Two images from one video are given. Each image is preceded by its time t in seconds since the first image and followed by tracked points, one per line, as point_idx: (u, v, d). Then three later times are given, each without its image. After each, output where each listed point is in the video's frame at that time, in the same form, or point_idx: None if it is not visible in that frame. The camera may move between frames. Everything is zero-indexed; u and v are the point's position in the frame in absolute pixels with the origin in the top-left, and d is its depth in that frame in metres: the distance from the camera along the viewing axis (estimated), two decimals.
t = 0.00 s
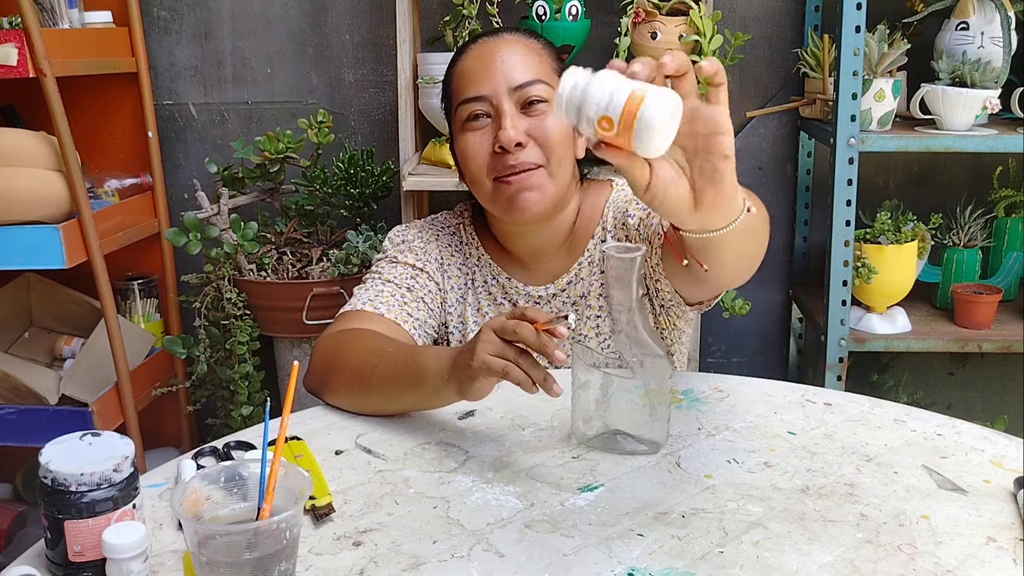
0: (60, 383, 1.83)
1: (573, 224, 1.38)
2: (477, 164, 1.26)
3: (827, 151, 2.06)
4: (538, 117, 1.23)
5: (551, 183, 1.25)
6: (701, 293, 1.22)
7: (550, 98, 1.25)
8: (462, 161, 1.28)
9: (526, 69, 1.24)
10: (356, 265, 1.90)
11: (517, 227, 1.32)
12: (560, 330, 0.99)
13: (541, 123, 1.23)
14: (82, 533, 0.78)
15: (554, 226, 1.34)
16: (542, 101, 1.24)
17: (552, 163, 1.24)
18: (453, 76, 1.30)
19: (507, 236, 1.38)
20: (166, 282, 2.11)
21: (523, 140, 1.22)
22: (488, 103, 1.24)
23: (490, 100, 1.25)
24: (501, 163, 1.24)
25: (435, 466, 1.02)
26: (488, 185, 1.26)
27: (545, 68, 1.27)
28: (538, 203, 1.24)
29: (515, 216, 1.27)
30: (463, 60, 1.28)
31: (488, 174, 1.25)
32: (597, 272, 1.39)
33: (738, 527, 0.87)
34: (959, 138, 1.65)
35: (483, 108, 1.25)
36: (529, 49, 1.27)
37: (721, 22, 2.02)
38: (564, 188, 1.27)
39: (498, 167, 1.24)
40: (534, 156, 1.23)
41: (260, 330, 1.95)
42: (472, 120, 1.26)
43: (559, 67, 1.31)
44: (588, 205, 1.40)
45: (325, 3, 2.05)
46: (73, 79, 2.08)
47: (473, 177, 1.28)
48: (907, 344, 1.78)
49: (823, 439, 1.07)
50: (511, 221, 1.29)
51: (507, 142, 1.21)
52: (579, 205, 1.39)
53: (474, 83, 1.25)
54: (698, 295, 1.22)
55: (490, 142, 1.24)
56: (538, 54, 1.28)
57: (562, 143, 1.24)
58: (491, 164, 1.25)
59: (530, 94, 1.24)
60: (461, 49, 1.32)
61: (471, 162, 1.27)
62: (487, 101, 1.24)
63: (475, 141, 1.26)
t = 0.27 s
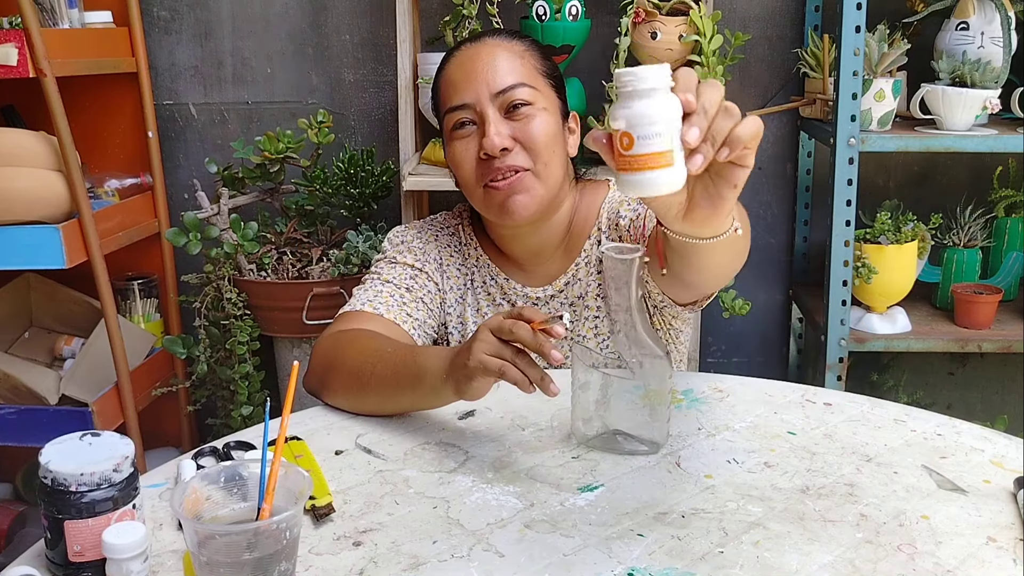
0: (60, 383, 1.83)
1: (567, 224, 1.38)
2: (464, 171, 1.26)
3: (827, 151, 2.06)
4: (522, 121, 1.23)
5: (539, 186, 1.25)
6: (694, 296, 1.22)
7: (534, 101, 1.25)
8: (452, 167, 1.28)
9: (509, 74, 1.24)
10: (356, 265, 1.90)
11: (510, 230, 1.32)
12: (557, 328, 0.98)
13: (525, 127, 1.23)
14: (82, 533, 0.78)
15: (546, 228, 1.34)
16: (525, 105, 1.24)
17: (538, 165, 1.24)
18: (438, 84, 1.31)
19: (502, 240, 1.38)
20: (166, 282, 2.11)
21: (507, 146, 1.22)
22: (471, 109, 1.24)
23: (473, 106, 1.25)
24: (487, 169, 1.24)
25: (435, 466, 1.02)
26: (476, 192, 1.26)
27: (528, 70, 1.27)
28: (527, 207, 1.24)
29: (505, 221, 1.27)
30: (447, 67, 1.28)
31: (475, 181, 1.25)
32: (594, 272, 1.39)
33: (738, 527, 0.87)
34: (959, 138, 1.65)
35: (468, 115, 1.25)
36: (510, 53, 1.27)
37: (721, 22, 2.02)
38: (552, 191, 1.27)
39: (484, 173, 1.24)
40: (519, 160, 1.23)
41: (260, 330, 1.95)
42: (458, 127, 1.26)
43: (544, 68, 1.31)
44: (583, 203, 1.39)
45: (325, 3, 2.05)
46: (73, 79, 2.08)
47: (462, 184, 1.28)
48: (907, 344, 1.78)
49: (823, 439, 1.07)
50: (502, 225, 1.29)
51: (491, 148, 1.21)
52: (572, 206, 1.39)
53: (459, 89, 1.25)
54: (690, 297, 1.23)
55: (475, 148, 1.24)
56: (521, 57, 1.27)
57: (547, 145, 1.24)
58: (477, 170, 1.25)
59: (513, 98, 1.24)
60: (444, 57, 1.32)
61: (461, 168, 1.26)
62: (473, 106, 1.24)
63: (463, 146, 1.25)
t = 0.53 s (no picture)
0: (60, 383, 1.83)
1: (565, 225, 1.37)
2: (459, 173, 1.26)
3: (827, 151, 2.06)
4: (517, 123, 1.23)
5: (534, 188, 1.25)
6: (693, 292, 1.22)
7: (529, 102, 1.24)
8: (448, 169, 1.28)
9: (504, 75, 1.24)
10: (356, 265, 1.90)
11: (508, 231, 1.32)
12: (558, 327, 0.99)
13: (520, 129, 1.23)
14: (82, 533, 0.78)
15: (544, 229, 1.34)
16: (520, 107, 1.24)
17: (534, 167, 1.24)
18: (435, 85, 1.30)
19: (501, 241, 1.38)
20: (166, 282, 2.11)
21: (502, 148, 1.22)
22: (467, 112, 1.24)
23: (468, 108, 1.24)
24: (482, 171, 1.24)
25: (435, 466, 1.02)
26: (471, 193, 1.26)
27: (524, 72, 1.27)
28: (522, 209, 1.24)
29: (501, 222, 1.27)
30: (443, 69, 1.28)
31: (471, 183, 1.26)
32: (593, 272, 1.39)
33: (738, 527, 0.87)
34: (959, 138, 1.65)
35: (463, 118, 1.25)
36: (507, 54, 1.26)
37: (721, 22, 2.02)
38: (548, 193, 1.27)
39: (479, 175, 1.24)
40: (514, 162, 1.23)
41: (260, 330, 1.95)
42: (454, 128, 1.26)
43: (541, 69, 1.31)
44: (582, 204, 1.39)
45: (325, 3, 2.05)
46: (73, 79, 2.08)
47: (458, 186, 1.28)
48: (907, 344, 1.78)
49: (823, 439, 1.07)
50: (498, 226, 1.29)
51: (485, 151, 1.22)
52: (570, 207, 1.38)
53: (454, 91, 1.25)
54: (688, 294, 1.23)
55: (470, 150, 1.24)
56: (517, 58, 1.27)
57: (542, 147, 1.24)
58: (473, 172, 1.25)
59: (508, 100, 1.23)
60: (441, 58, 1.31)
61: (456, 169, 1.27)
62: (468, 108, 1.24)
63: (458, 148, 1.25)
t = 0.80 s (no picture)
0: (60, 383, 1.83)
1: (563, 227, 1.37)
2: (456, 174, 1.26)
3: (827, 151, 2.06)
4: (514, 126, 1.23)
5: (530, 192, 1.25)
6: (691, 294, 1.22)
7: (528, 105, 1.24)
8: (446, 170, 1.28)
9: (503, 77, 1.24)
10: (356, 264, 1.90)
11: (505, 233, 1.33)
12: (559, 328, 0.99)
13: (517, 132, 1.23)
14: (82, 534, 0.78)
15: (541, 230, 1.34)
16: (518, 109, 1.23)
17: (530, 171, 1.24)
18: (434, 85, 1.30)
19: (499, 241, 1.38)
20: (166, 282, 2.11)
21: (498, 151, 1.22)
22: (465, 113, 1.24)
23: (466, 110, 1.24)
24: (478, 174, 1.24)
25: (434, 466, 1.02)
26: (468, 195, 1.26)
27: (524, 74, 1.26)
28: (517, 212, 1.24)
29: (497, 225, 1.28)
30: (442, 69, 1.28)
31: (467, 185, 1.26)
32: (592, 272, 1.39)
33: (738, 527, 0.87)
34: (959, 138, 1.65)
35: (460, 119, 1.24)
36: (506, 56, 1.26)
37: (721, 22, 2.02)
38: (544, 196, 1.27)
39: (476, 177, 1.24)
40: (510, 166, 1.23)
41: (260, 330, 1.95)
42: (452, 130, 1.26)
43: (541, 71, 1.30)
44: (581, 204, 1.39)
45: (325, 3, 2.05)
46: (73, 79, 2.08)
47: (455, 187, 1.28)
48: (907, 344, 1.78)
49: (823, 439, 1.07)
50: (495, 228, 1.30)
51: (482, 154, 1.22)
52: (569, 209, 1.38)
53: (453, 92, 1.25)
54: (686, 295, 1.23)
55: (467, 153, 1.24)
56: (517, 60, 1.27)
57: (539, 151, 1.24)
58: (469, 174, 1.25)
59: (506, 103, 1.23)
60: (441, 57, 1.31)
61: (454, 171, 1.26)
62: (466, 109, 1.24)
63: (456, 150, 1.25)
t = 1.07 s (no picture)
0: (60, 383, 1.83)
1: (562, 226, 1.37)
2: (455, 174, 1.26)
3: (827, 151, 2.06)
4: (513, 126, 1.23)
5: (529, 192, 1.25)
6: (689, 293, 1.22)
7: (527, 105, 1.24)
8: (445, 169, 1.28)
9: (503, 77, 1.24)
10: (356, 265, 1.90)
11: (504, 232, 1.32)
12: (561, 329, 0.99)
13: (517, 132, 1.23)
14: (82, 534, 0.78)
15: (541, 230, 1.34)
16: (518, 109, 1.23)
17: (530, 171, 1.24)
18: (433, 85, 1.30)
19: (499, 241, 1.38)
20: (166, 282, 2.11)
21: (497, 151, 1.21)
22: (464, 113, 1.24)
23: (465, 110, 1.24)
24: (478, 174, 1.24)
25: (434, 466, 1.02)
26: (467, 195, 1.26)
27: (523, 75, 1.26)
28: (516, 211, 1.24)
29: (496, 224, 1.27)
30: (442, 69, 1.28)
31: (466, 184, 1.25)
32: (591, 272, 1.39)
33: (738, 527, 0.87)
34: (959, 138, 1.65)
35: (460, 119, 1.24)
36: (506, 57, 1.26)
37: (721, 22, 2.02)
38: (543, 196, 1.27)
39: (475, 177, 1.24)
40: (510, 166, 1.23)
41: (260, 330, 1.95)
42: (451, 130, 1.26)
43: (540, 72, 1.30)
44: (580, 203, 1.39)
45: (325, 3, 2.05)
46: (73, 79, 2.08)
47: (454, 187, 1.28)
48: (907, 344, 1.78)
49: (824, 439, 1.07)
50: (493, 228, 1.29)
51: (482, 154, 1.21)
52: (569, 208, 1.38)
53: (453, 91, 1.25)
54: (685, 295, 1.23)
55: (466, 152, 1.24)
56: (516, 61, 1.27)
57: (538, 151, 1.24)
58: (468, 174, 1.25)
59: (506, 103, 1.23)
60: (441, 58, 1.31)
61: (453, 170, 1.26)
62: (466, 109, 1.24)
63: (455, 149, 1.25)
